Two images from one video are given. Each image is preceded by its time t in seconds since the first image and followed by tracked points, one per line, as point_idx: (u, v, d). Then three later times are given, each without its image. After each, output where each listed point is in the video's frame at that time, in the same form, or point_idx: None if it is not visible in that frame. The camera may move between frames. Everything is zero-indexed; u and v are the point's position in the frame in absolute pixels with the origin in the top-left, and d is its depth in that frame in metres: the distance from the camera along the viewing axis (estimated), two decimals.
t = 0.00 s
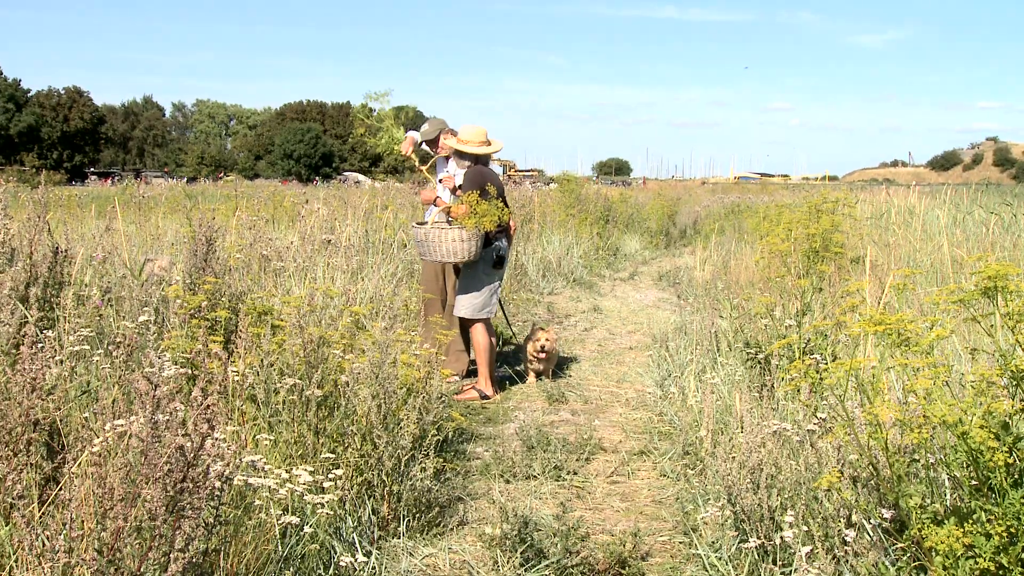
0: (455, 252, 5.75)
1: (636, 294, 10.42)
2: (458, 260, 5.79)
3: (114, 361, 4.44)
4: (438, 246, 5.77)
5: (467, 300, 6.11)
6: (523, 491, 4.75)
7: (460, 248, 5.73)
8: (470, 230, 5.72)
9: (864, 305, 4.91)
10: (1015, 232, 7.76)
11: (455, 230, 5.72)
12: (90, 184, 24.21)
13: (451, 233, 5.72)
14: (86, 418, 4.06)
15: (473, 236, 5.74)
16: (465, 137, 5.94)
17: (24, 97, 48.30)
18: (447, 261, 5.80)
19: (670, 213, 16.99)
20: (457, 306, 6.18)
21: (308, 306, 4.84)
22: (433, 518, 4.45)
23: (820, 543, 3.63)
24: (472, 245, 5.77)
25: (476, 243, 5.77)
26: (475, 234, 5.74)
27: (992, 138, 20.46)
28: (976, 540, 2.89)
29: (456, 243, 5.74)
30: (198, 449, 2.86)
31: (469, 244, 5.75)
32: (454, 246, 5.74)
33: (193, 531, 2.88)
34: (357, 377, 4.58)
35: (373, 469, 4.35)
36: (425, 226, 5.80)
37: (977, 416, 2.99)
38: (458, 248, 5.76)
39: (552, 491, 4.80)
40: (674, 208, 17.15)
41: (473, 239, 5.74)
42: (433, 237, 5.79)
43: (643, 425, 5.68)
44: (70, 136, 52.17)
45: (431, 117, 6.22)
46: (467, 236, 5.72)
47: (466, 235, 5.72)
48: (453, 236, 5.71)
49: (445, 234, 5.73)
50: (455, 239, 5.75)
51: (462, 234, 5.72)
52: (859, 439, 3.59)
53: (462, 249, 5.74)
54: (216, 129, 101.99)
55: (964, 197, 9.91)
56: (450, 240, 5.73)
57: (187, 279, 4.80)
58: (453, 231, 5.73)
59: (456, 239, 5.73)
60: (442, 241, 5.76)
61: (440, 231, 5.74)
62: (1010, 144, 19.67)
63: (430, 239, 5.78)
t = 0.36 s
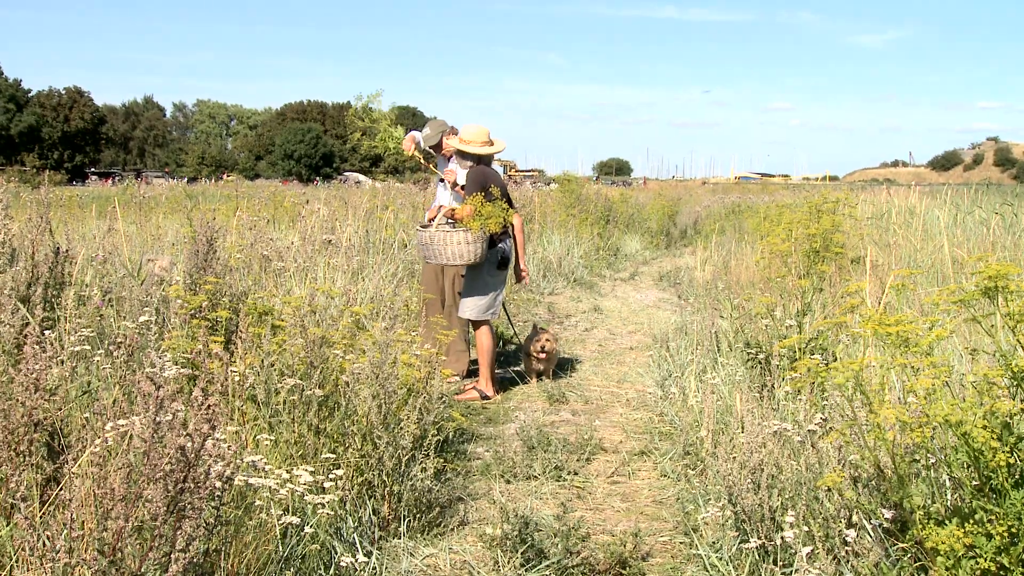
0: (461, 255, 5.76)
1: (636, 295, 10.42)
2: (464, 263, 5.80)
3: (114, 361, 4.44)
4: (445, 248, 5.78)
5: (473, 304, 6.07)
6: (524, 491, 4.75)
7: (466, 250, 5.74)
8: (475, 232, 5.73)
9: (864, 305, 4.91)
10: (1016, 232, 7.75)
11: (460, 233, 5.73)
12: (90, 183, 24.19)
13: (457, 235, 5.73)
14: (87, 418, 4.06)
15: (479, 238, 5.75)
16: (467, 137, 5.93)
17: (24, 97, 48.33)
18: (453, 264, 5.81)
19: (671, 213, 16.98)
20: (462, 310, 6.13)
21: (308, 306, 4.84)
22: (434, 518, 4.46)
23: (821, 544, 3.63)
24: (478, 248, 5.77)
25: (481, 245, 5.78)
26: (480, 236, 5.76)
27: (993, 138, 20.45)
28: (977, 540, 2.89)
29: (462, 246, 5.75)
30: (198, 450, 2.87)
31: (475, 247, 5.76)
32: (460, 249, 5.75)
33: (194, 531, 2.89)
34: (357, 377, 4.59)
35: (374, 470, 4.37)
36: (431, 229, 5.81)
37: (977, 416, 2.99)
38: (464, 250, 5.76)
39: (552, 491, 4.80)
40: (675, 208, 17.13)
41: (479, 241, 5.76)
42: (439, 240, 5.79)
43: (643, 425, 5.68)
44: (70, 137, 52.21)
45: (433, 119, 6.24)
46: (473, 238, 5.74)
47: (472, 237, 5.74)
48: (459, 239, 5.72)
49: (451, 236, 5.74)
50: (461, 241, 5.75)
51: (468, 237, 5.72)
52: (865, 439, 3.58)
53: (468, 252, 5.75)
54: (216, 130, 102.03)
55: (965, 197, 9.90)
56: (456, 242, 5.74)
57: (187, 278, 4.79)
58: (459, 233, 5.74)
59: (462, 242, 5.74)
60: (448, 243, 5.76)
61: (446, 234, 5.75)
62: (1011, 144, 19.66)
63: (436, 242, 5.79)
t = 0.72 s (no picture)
0: (471, 256, 5.78)
1: (638, 295, 10.42)
2: (472, 263, 5.80)
3: (115, 362, 4.44)
4: (453, 249, 5.78)
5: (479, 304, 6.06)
6: (525, 492, 4.75)
7: (475, 250, 5.75)
8: (485, 233, 5.72)
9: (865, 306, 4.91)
10: (1017, 233, 7.74)
11: (470, 234, 5.73)
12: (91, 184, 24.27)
13: (467, 236, 5.73)
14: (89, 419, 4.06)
15: (488, 238, 5.76)
16: (477, 137, 5.92)
17: (25, 98, 48.35)
18: (461, 264, 5.81)
19: (671, 213, 16.98)
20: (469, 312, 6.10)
21: (309, 306, 4.84)
22: (435, 519, 4.46)
23: (822, 545, 3.64)
24: (486, 248, 5.79)
25: (490, 246, 5.80)
26: (489, 237, 5.77)
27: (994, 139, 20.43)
28: (978, 542, 2.89)
29: (472, 246, 5.76)
30: (201, 451, 2.88)
31: (483, 247, 5.78)
32: (469, 249, 5.75)
33: (196, 532, 2.89)
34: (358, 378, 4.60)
35: (375, 470, 4.36)
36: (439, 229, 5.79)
37: (979, 417, 2.98)
38: (473, 251, 5.78)
39: (554, 492, 4.80)
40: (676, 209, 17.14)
41: (487, 241, 5.77)
42: (448, 240, 5.79)
43: (644, 426, 5.67)
44: (71, 138, 52.24)
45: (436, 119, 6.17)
46: (481, 239, 5.74)
47: (481, 237, 5.74)
48: (468, 239, 5.73)
49: (460, 237, 5.74)
50: (471, 242, 5.76)
51: (478, 238, 5.73)
52: (864, 439, 3.61)
53: (477, 252, 5.76)
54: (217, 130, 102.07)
55: (966, 198, 9.90)
56: (465, 243, 5.74)
57: (189, 279, 4.79)
58: (467, 234, 5.74)
59: (471, 242, 5.74)
60: (457, 244, 5.76)
61: (455, 234, 5.75)
62: (1012, 145, 19.65)
63: (445, 242, 5.79)
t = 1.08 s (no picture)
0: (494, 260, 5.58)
1: (638, 300, 10.41)
2: (496, 268, 5.63)
3: (116, 366, 4.45)
4: (476, 254, 5.57)
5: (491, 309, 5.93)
6: (526, 497, 4.75)
7: (499, 255, 5.58)
8: (510, 236, 5.59)
9: (867, 311, 4.90)
10: (1018, 238, 7.74)
11: (495, 237, 5.55)
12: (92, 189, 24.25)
13: (492, 240, 5.54)
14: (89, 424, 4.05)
15: (512, 242, 5.62)
16: (494, 144, 5.82)
17: (26, 102, 48.41)
18: (484, 269, 5.61)
19: (672, 218, 16.98)
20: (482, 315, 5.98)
21: (310, 311, 4.83)
22: (436, 523, 4.46)
23: (823, 549, 3.65)
24: (510, 252, 5.63)
25: (513, 250, 5.64)
26: (513, 240, 5.63)
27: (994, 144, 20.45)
28: (980, 546, 2.89)
29: (496, 251, 5.58)
30: (201, 455, 2.87)
31: (507, 251, 5.61)
32: (494, 253, 5.57)
33: (195, 536, 2.88)
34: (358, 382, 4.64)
35: (376, 475, 4.36)
36: (462, 234, 5.57)
37: (981, 422, 2.98)
38: (497, 255, 5.59)
39: (554, 496, 4.79)
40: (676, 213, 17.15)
41: (512, 245, 5.62)
42: (471, 245, 5.57)
43: (645, 431, 5.66)
44: (72, 142, 52.30)
45: (439, 124, 5.97)
46: (507, 242, 5.59)
47: (506, 241, 5.59)
48: (492, 243, 5.55)
49: (486, 241, 5.55)
50: (495, 246, 5.57)
51: (504, 242, 5.56)
52: (864, 445, 3.64)
53: (501, 256, 5.58)
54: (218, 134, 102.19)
55: (966, 203, 9.91)
56: (489, 247, 5.56)
57: (189, 283, 4.79)
58: (492, 238, 5.56)
59: (495, 247, 5.56)
60: (482, 249, 5.56)
61: (479, 239, 5.55)
62: (1012, 149, 19.66)
63: (469, 247, 5.57)
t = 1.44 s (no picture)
0: (514, 260, 5.48)
1: (639, 304, 10.41)
2: (517, 268, 5.53)
3: (116, 369, 4.46)
4: (498, 254, 5.47)
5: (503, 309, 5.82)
6: (526, 501, 4.74)
7: (520, 255, 5.48)
8: (531, 236, 5.49)
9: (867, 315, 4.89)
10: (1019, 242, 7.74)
11: (516, 236, 5.46)
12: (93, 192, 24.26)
13: (513, 238, 5.45)
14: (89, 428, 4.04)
15: (534, 242, 5.52)
16: (508, 144, 5.60)
17: (26, 105, 48.46)
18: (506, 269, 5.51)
19: (673, 221, 16.98)
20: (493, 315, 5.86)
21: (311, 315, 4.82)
22: (436, 527, 4.46)
23: (823, 553, 3.67)
24: (531, 252, 5.53)
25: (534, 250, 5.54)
26: (534, 240, 5.54)
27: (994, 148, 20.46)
28: (982, 551, 2.88)
29: (516, 250, 5.48)
30: (201, 459, 2.87)
31: (528, 250, 5.52)
32: (515, 253, 5.47)
33: (197, 540, 2.89)
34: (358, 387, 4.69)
35: (376, 479, 4.38)
36: (484, 234, 5.48)
37: (982, 426, 2.97)
38: (517, 255, 5.48)
39: (555, 500, 4.79)
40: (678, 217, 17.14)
41: (533, 245, 5.53)
42: (491, 243, 5.48)
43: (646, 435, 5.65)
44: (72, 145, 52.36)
45: (449, 122, 5.80)
46: (529, 242, 5.49)
47: (528, 240, 5.49)
48: (515, 242, 5.45)
49: (508, 240, 5.45)
50: (516, 246, 5.47)
51: (525, 241, 5.46)
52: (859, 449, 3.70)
53: (523, 256, 5.49)
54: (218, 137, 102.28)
55: (967, 207, 9.91)
56: (511, 246, 5.46)
57: (191, 286, 4.79)
58: (515, 237, 5.47)
59: (518, 246, 5.46)
60: (503, 247, 5.46)
61: (500, 237, 5.46)
62: (1012, 153, 19.67)
63: (491, 247, 5.47)
